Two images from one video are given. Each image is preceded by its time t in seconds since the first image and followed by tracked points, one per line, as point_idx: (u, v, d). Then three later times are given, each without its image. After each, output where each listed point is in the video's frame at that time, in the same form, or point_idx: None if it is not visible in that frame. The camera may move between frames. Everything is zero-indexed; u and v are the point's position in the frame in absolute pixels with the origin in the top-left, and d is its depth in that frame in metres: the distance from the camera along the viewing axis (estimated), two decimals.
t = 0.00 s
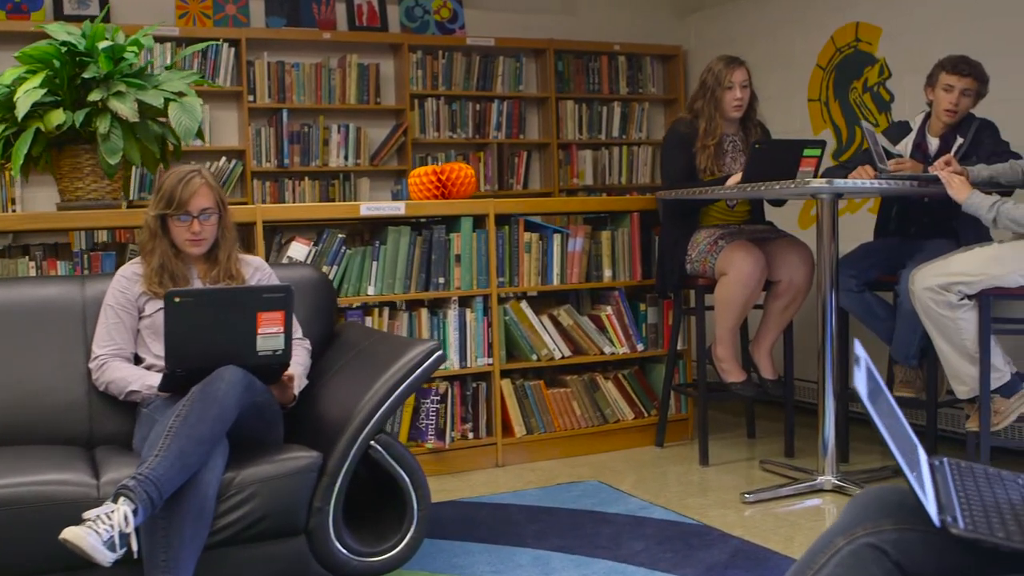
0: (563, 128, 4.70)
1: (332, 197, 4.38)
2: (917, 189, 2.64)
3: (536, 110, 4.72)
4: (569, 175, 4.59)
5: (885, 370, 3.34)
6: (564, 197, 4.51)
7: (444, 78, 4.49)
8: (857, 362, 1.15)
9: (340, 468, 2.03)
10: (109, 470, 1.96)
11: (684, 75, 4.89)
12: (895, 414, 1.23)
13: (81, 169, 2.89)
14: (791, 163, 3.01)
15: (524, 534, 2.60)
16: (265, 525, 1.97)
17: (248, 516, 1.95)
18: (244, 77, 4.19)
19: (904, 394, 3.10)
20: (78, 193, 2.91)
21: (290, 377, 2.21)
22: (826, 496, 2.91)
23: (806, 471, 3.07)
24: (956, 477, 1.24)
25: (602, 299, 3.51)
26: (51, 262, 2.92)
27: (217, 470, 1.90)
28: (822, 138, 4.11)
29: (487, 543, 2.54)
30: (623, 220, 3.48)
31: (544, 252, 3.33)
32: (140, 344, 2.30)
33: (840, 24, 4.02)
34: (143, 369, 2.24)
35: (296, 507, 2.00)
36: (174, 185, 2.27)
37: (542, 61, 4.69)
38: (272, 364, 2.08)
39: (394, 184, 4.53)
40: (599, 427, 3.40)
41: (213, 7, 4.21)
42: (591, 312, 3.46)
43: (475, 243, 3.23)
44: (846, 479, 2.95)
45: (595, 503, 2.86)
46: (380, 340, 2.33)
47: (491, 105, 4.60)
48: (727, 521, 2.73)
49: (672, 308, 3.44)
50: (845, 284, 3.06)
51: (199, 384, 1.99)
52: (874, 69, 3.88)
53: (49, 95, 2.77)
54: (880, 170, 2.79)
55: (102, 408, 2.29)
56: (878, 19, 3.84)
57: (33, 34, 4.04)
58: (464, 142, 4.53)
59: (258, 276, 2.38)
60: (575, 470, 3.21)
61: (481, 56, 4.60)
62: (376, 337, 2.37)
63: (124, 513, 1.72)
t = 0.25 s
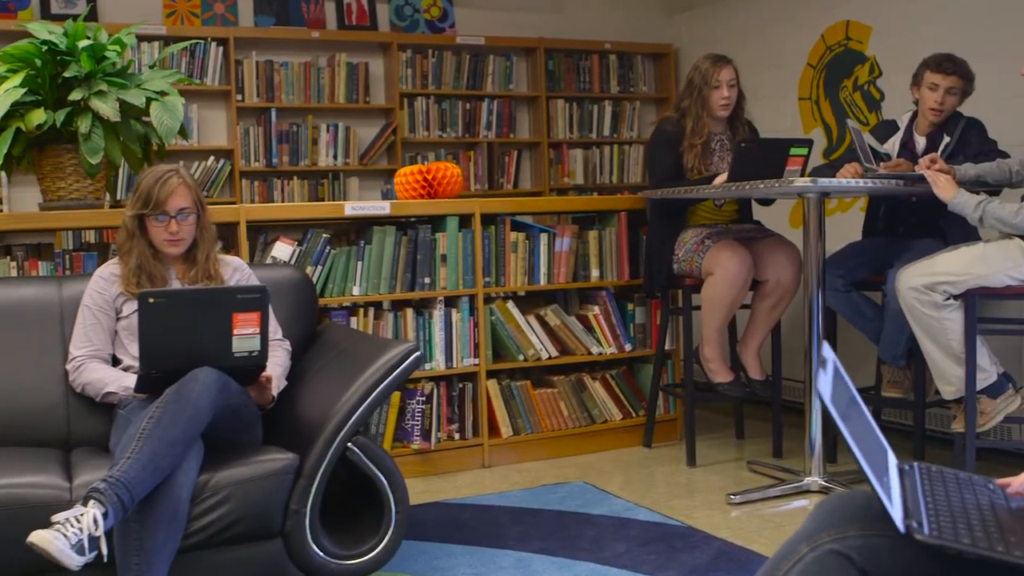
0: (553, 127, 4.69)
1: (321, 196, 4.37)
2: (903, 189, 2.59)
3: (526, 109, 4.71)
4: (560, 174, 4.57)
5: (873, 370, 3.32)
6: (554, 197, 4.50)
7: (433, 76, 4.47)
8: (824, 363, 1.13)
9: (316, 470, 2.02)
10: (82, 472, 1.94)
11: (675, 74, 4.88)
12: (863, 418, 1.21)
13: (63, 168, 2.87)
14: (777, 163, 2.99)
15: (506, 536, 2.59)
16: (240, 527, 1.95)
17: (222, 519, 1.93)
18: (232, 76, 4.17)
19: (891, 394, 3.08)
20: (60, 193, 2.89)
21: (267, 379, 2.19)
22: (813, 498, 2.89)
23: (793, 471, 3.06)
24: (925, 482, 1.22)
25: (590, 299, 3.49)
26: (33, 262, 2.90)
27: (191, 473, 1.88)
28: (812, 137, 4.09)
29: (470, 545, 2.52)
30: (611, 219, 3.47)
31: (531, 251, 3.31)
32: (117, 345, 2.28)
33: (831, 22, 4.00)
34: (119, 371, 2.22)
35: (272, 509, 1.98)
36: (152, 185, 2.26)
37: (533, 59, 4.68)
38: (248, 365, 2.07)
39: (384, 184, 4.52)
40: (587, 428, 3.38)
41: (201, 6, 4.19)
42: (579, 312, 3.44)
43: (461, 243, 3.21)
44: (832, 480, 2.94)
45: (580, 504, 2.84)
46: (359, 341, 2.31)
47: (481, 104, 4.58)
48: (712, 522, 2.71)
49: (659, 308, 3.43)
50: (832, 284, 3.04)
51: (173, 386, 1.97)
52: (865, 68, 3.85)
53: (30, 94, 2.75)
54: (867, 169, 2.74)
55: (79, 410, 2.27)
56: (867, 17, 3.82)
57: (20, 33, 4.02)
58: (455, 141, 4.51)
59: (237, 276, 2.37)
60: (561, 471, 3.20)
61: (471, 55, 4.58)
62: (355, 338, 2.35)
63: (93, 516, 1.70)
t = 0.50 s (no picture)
0: (546, 126, 4.67)
1: (313, 196, 4.36)
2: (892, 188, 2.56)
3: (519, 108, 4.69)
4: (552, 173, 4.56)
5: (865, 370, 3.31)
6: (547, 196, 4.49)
7: (426, 76, 4.46)
8: (798, 364, 1.12)
9: (298, 472, 2.00)
10: (62, 474, 1.93)
11: (668, 73, 4.86)
12: (837, 421, 1.20)
13: (49, 168, 2.86)
14: (767, 162, 2.97)
15: (493, 537, 2.57)
16: (221, 529, 1.94)
17: (203, 521, 1.91)
18: (223, 76, 4.16)
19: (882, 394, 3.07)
20: (46, 192, 2.87)
21: (250, 379, 2.18)
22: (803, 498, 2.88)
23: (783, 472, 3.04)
24: (900, 485, 1.21)
25: (581, 299, 3.48)
26: (18, 262, 2.89)
27: (171, 474, 1.87)
28: (805, 136, 4.07)
29: (456, 547, 2.51)
30: (601, 219, 3.45)
31: (521, 251, 3.30)
32: (100, 345, 2.27)
33: (824, 20, 3.98)
34: (102, 372, 2.20)
35: (253, 511, 1.96)
36: (134, 184, 2.24)
37: (525, 58, 4.66)
38: (229, 367, 2.06)
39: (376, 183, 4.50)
40: (578, 428, 3.37)
41: (192, 5, 4.18)
42: (569, 312, 3.43)
43: (450, 243, 3.20)
44: (823, 480, 2.92)
45: (569, 505, 2.83)
46: (343, 341, 2.30)
47: (474, 103, 4.57)
48: (700, 523, 2.69)
49: (650, 308, 3.41)
50: (822, 284, 3.03)
51: (153, 387, 1.96)
52: (857, 66, 3.83)
53: (15, 94, 2.74)
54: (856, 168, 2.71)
55: (62, 411, 2.25)
56: (860, 16, 3.81)
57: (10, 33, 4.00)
58: (447, 141, 4.50)
59: (221, 276, 2.36)
60: (551, 472, 3.18)
61: (463, 54, 4.57)
62: (339, 338, 2.34)
63: (70, 518, 1.69)
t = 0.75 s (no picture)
0: (540, 126, 4.67)
1: (306, 196, 4.35)
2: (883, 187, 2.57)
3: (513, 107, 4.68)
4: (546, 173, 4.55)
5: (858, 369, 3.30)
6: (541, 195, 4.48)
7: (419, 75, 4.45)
8: (778, 366, 1.11)
9: (284, 474, 1.99)
10: (47, 475, 1.92)
11: (662, 72, 4.86)
12: (818, 423, 1.19)
13: (39, 168, 2.85)
14: (759, 162, 2.96)
15: (483, 538, 2.57)
16: (207, 531, 1.92)
17: (189, 523, 1.90)
18: (216, 75, 4.15)
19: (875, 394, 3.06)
20: (36, 192, 2.86)
21: (236, 380, 2.17)
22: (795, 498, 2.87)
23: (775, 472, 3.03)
24: (881, 488, 1.20)
25: (573, 299, 3.47)
26: (7, 263, 2.88)
27: (155, 476, 1.86)
28: (799, 135, 4.06)
29: (446, 548, 2.50)
30: (593, 219, 3.44)
31: (512, 251, 3.29)
32: (87, 346, 2.26)
33: (818, 19, 3.96)
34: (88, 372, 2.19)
35: (240, 512, 1.95)
36: (120, 185, 2.23)
37: (519, 57, 4.66)
38: (216, 367, 2.04)
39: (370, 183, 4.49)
40: (570, 428, 3.36)
41: (185, 4, 4.16)
42: (561, 312, 3.42)
43: (441, 243, 3.19)
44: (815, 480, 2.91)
45: (560, 506, 2.82)
46: (330, 342, 2.29)
47: (468, 102, 4.56)
48: (691, 524, 2.69)
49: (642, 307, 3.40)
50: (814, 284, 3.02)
51: (138, 388, 1.94)
52: (851, 66, 3.82)
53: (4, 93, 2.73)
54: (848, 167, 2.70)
55: (48, 412, 2.24)
56: (853, 15, 3.79)
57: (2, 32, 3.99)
58: (441, 140, 4.49)
59: (208, 277, 2.35)
60: (543, 472, 3.17)
61: (457, 53, 4.56)
62: (327, 339, 2.32)
63: (51, 520, 1.69)
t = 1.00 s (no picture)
0: (534, 125, 4.66)
1: (299, 195, 4.34)
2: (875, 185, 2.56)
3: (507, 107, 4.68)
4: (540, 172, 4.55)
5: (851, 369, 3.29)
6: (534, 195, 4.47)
7: (412, 74, 4.44)
8: (759, 369, 1.10)
9: (272, 474, 1.98)
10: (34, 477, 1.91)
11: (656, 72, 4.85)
12: (802, 423, 1.18)
13: (29, 167, 2.84)
14: (751, 161, 2.96)
15: (475, 539, 2.56)
16: (195, 532, 1.91)
17: (177, 524, 1.89)
18: (209, 75, 4.14)
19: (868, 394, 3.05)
20: (25, 192, 2.85)
21: (225, 381, 2.16)
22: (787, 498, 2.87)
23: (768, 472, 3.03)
24: (866, 488, 1.20)
25: (566, 299, 3.46)
26: None
27: (142, 478, 1.85)
28: (793, 135, 4.05)
29: (437, 548, 2.49)
30: (586, 218, 3.44)
31: (505, 251, 3.28)
32: (75, 347, 2.25)
33: (812, 19, 3.96)
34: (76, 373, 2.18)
35: (228, 513, 1.94)
36: (107, 184, 2.22)
37: (513, 57, 4.65)
38: (203, 368, 2.03)
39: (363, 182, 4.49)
40: (563, 428, 3.36)
41: (178, 3, 4.15)
42: (554, 312, 3.41)
43: (433, 242, 3.18)
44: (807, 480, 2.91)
45: (552, 506, 2.81)
46: (319, 342, 2.28)
47: (462, 102, 4.55)
48: (683, 524, 2.68)
49: (635, 307, 3.40)
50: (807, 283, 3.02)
51: (124, 390, 1.94)
52: (845, 65, 3.81)
53: None
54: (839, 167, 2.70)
55: (37, 413, 2.23)
56: (846, 14, 3.79)
57: None
58: (434, 139, 4.48)
59: (197, 276, 2.34)
60: (535, 472, 3.17)
61: (450, 53, 4.56)
62: (316, 339, 2.32)
63: (34, 523, 1.69)
